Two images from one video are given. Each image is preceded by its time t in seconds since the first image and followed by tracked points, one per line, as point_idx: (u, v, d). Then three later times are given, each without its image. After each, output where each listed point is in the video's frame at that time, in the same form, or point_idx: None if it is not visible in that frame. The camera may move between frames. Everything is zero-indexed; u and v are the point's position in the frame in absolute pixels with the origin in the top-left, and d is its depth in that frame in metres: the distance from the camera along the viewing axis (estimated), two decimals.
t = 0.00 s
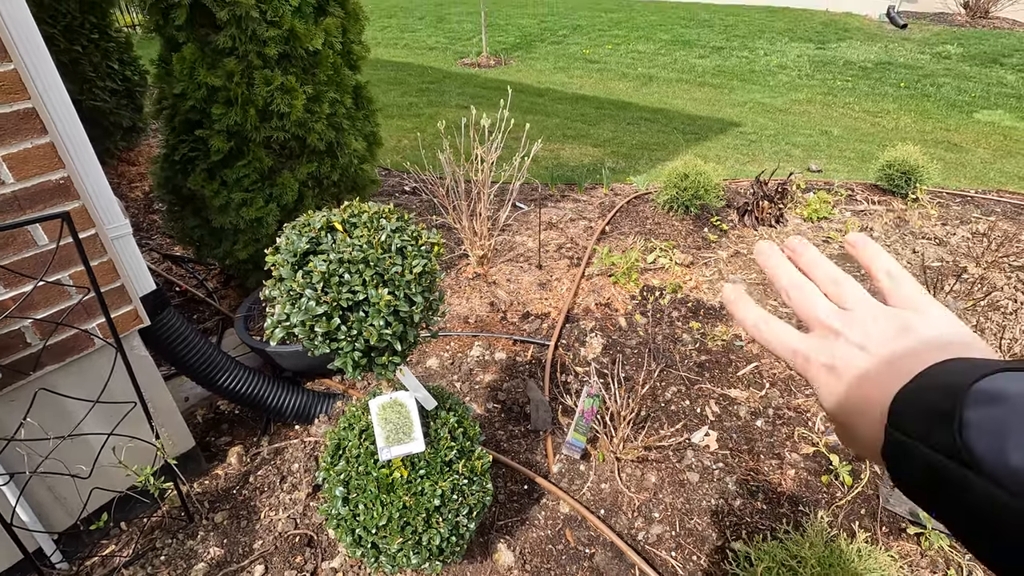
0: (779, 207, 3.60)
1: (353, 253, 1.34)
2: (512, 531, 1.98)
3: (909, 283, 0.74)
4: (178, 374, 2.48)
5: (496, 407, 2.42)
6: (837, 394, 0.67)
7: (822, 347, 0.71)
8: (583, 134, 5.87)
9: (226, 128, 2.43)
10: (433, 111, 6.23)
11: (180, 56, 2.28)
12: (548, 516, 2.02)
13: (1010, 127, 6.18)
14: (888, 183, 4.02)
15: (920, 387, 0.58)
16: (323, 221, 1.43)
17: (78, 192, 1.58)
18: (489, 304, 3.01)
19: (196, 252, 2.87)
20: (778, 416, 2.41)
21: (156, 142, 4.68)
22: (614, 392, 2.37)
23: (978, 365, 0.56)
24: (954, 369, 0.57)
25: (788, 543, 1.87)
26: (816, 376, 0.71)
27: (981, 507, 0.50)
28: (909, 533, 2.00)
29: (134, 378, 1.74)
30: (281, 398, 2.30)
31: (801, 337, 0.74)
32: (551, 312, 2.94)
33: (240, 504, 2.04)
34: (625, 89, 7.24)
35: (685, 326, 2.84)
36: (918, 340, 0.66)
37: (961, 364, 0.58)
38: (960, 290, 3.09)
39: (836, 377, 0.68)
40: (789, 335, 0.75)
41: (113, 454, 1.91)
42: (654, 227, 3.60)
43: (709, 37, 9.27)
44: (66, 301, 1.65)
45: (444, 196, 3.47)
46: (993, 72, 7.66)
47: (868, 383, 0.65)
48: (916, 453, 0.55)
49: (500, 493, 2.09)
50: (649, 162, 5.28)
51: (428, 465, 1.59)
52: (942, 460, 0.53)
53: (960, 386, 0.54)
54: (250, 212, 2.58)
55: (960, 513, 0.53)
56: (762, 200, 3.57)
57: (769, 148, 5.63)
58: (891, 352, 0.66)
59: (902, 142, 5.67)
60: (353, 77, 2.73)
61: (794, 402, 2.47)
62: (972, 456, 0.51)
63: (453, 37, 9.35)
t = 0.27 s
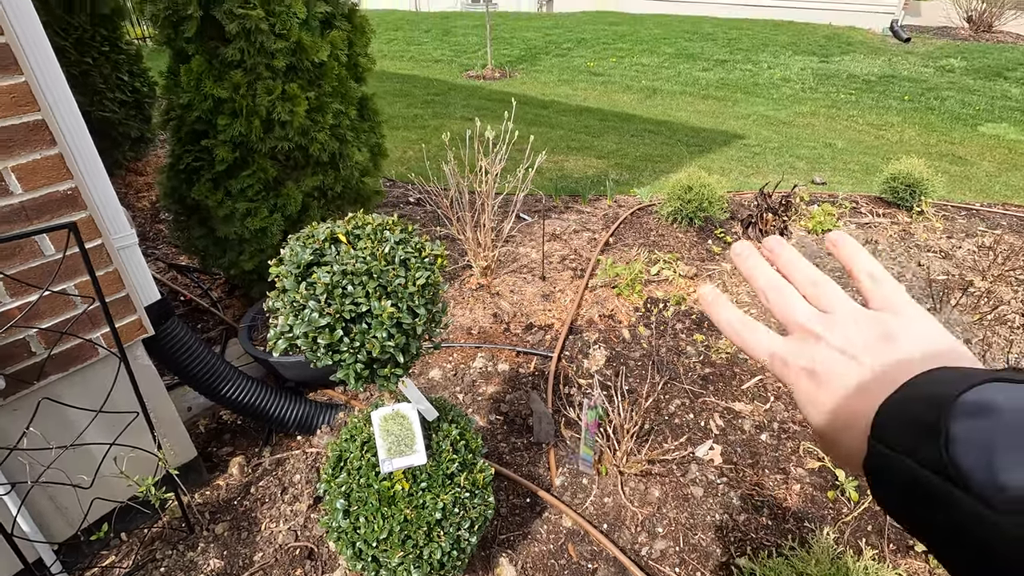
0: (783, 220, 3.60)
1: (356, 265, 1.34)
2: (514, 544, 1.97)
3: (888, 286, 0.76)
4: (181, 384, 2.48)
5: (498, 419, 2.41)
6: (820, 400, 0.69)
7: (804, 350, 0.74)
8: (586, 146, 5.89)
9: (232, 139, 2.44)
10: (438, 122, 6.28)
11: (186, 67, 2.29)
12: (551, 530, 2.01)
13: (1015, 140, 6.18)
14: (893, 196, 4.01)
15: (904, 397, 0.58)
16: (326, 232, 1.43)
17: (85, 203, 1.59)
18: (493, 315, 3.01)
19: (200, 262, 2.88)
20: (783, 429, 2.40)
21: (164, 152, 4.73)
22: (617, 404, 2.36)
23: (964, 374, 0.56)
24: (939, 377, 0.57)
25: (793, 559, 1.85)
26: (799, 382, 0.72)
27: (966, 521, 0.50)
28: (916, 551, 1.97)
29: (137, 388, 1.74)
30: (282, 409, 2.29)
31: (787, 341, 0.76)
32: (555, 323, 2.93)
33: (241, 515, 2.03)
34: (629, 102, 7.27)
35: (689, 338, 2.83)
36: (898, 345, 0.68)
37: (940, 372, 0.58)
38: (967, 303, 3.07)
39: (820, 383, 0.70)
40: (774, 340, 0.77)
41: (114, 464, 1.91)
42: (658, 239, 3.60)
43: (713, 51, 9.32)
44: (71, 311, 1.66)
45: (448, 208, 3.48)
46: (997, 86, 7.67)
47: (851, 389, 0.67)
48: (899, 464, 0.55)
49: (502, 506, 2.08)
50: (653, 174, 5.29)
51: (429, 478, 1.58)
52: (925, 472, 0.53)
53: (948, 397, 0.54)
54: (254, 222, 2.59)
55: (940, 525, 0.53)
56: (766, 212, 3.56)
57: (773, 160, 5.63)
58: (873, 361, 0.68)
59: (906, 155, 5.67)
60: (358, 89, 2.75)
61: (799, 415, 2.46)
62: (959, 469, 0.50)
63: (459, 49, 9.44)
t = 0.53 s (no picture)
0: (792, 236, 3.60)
1: (372, 284, 1.35)
2: (524, 564, 1.95)
3: (946, 304, 0.73)
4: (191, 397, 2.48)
5: (507, 436, 2.40)
6: (846, 400, 0.66)
7: (840, 342, 0.71)
8: (594, 160, 5.92)
9: (246, 154, 2.47)
10: (446, 136, 6.33)
11: (206, 86, 2.32)
12: (561, 549, 1.99)
13: None
14: (902, 212, 4.00)
15: (932, 413, 0.57)
16: (342, 251, 1.45)
17: (103, 219, 1.61)
18: (501, 330, 3.01)
19: (211, 275, 2.90)
20: (795, 448, 2.38)
21: (176, 165, 4.78)
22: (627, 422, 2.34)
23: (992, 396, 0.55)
24: (968, 395, 0.56)
25: None
26: (827, 371, 0.69)
27: (992, 535, 0.49)
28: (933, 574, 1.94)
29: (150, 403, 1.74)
30: (292, 423, 2.29)
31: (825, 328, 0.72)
32: (564, 338, 2.93)
33: (249, 530, 2.02)
34: (636, 116, 7.31)
35: (699, 355, 2.81)
36: (939, 359, 0.66)
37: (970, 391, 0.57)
38: (979, 322, 3.05)
39: (852, 381, 0.67)
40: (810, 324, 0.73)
41: (125, 479, 1.90)
42: (667, 254, 3.60)
43: (719, 66, 9.38)
44: (86, 325, 1.67)
45: (457, 222, 3.49)
46: (1004, 101, 7.68)
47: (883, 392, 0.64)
48: (922, 476, 0.54)
49: (512, 525, 2.07)
50: (661, 188, 5.30)
51: (441, 497, 1.57)
52: (949, 484, 0.52)
53: (979, 414, 0.53)
54: (266, 236, 2.62)
55: (963, 541, 0.52)
56: (775, 228, 3.56)
57: (781, 175, 5.64)
58: (916, 371, 0.65)
59: (914, 171, 5.66)
60: (371, 106, 2.78)
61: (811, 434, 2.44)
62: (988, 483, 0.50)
63: (467, 64, 9.54)
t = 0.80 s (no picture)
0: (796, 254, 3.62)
1: (390, 318, 1.37)
2: None
3: (851, 271, 0.88)
4: (201, 417, 2.51)
5: (515, 457, 2.41)
6: (761, 361, 0.79)
7: (760, 310, 0.81)
8: (597, 176, 5.96)
9: (258, 177, 2.51)
10: (451, 151, 6.38)
11: (219, 110, 2.37)
12: (569, 572, 2.00)
13: None
14: (905, 230, 4.03)
15: (845, 382, 0.71)
16: (360, 283, 1.47)
17: (122, 246, 1.64)
18: (508, 348, 3.03)
19: (221, 294, 2.93)
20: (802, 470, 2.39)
21: (184, 181, 4.83)
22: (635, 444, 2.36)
23: (896, 367, 0.70)
24: (874, 368, 0.71)
25: None
26: (745, 335, 0.81)
27: (898, 492, 0.63)
28: None
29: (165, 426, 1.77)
30: (303, 445, 2.31)
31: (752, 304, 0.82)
32: (570, 358, 2.95)
33: (259, 551, 2.03)
34: (639, 131, 7.37)
35: (705, 375, 2.83)
36: (843, 327, 0.80)
37: (884, 361, 0.72)
38: (984, 342, 3.06)
39: (766, 345, 0.79)
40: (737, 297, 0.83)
41: (139, 501, 1.92)
42: (671, 272, 3.63)
43: (721, 81, 9.45)
44: (104, 350, 1.69)
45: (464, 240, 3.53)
46: (1005, 116, 7.72)
47: (795, 357, 0.77)
48: (847, 448, 0.67)
49: (520, 548, 2.07)
50: (664, 204, 5.34)
51: (453, 523, 1.58)
52: (862, 449, 0.66)
53: (889, 389, 0.68)
54: (276, 257, 2.65)
55: (872, 499, 0.65)
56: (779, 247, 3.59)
57: (783, 191, 5.67)
58: (822, 336, 0.78)
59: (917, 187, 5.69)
60: (380, 127, 2.82)
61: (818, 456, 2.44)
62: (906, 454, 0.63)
63: (471, 78, 9.63)
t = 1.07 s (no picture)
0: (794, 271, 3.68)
1: (407, 354, 1.41)
2: None
3: None
4: (209, 438, 2.54)
5: (520, 477, 2.44)
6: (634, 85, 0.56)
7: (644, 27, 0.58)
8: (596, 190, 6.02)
9: (265, 201, 2.55)
10: (451, 165, 6.44)
11: (229, 137, 2.42)
12: None
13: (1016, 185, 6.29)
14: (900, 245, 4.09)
15: (775, 141, 0.53)
16: (375, 318, 1.50)
17: (138, 276, 1.67)
18: (511, 367, 3.06)
19: (227, 314, 2.97)
20: (802, 489, 2.42)
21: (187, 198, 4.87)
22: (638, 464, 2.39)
23: (853, 119, 0.54)
24: (812, 119, 0.54)
25: None
26: (618, 55, 0.58)
27: (856, 290, 0.48)
28: None
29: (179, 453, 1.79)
30: (312, 468, 2.34)
31: (648, 19, 0.58)
32: (573, 376, 2.98)
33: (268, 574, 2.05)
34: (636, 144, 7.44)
35: (706, 393, 2.87)
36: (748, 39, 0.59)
37: (828, 114, 0.55)
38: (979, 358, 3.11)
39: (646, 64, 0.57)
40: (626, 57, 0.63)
41: (152, 527, 1.95)
42: (671, 289, 3.68)
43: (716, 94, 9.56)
44: (119, 379, 1.72)
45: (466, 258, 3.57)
46: (997, 129, 7.83)
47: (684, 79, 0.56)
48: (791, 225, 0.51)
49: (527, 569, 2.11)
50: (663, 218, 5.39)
51: (464, 548, 1.62)
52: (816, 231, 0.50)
53: (858, 143, 0.51)
54: (283, 279, 2.69)
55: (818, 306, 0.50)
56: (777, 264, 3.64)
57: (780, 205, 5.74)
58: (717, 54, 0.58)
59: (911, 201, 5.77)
60: (385, 150, 2.86)
61: (818, 474, 2.48)
62: (893, 265, 0.47)
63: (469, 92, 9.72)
